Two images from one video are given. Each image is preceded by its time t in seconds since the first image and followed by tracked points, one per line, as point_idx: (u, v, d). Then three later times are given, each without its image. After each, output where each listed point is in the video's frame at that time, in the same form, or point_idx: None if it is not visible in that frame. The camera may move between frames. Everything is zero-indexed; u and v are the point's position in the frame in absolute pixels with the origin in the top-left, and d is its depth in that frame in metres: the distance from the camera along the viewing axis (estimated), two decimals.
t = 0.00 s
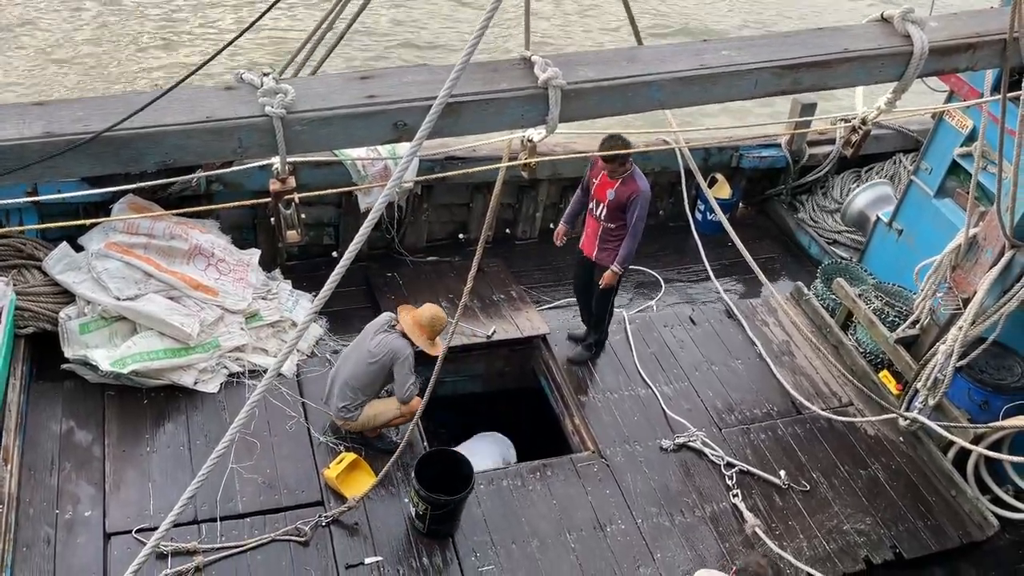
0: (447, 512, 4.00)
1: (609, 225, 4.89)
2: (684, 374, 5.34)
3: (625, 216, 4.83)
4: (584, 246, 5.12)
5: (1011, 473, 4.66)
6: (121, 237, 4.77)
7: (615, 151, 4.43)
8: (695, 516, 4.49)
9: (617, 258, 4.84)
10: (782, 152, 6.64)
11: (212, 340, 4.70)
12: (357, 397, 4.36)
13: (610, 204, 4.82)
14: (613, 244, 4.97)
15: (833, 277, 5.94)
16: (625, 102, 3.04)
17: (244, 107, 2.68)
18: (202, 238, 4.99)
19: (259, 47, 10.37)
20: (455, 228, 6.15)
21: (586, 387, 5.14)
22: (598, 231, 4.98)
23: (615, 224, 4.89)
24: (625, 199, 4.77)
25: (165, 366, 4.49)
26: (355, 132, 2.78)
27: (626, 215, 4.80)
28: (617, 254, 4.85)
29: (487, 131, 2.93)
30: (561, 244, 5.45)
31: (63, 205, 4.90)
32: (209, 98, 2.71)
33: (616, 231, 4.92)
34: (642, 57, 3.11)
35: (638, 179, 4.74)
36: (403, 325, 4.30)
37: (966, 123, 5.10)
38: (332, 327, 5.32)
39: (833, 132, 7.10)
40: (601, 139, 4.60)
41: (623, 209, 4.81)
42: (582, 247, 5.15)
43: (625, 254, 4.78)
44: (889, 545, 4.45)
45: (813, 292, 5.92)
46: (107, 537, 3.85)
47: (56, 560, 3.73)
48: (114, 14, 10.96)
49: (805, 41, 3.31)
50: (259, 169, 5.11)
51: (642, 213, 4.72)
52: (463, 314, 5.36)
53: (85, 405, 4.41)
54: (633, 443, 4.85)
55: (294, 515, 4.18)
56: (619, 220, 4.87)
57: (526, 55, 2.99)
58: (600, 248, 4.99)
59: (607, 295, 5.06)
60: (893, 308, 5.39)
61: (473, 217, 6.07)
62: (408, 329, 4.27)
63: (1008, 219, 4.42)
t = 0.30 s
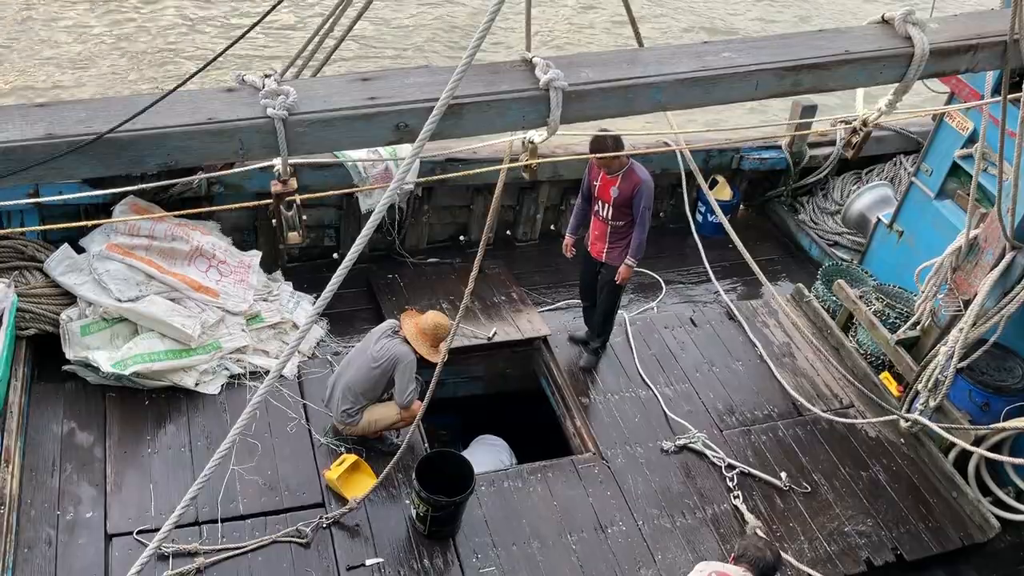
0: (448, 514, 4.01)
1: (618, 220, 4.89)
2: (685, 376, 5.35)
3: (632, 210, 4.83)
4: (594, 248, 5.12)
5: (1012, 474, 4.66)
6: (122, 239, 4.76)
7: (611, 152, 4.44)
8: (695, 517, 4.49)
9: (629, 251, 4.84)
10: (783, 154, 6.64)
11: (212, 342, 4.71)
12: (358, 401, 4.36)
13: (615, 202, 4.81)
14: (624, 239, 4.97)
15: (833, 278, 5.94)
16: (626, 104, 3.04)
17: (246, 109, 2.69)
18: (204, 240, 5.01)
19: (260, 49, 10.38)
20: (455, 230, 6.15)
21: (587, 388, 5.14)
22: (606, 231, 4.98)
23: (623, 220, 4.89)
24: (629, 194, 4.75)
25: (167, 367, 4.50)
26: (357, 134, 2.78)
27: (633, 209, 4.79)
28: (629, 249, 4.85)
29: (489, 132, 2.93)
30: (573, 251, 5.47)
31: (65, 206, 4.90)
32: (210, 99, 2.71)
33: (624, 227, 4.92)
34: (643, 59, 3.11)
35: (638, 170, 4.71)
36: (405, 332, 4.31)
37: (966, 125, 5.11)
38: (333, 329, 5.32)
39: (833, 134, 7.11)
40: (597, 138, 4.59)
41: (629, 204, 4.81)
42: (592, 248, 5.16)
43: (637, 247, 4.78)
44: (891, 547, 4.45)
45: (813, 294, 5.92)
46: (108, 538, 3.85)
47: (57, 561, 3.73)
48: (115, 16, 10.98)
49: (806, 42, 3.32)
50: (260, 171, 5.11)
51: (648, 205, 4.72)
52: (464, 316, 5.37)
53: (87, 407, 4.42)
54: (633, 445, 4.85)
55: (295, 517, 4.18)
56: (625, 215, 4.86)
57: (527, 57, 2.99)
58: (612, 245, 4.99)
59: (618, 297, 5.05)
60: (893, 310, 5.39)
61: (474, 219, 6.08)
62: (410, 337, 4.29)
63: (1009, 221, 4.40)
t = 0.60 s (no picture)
0: (447, 515, 4.01)
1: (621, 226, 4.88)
2: (685, 378, 5.35)
3: (635, 216, 4.83)
4: (596, 257, 5.11)
5: (1012, 477, 4.66)
6: (123, 240, 4.76)
7: (613, 156, 4.40)
8: (695, 519, 4.49)
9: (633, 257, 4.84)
10: (783, 157, 6.66)
11: (213, 343, 4.72)
12: (359, 403, 4.36)
13: (618, 208, 4.81)
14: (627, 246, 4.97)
15: (833, 281, 5.95)
16: (626, 106, 3.05)
17: (248, 110, 2.70)
18: (205, 241, 5.00)
19: (261, 51, 10.39)
20: (456, 233, 6.16)
21: (587, 390, 5.15)
22: (609, 238, 4.97)
23: (626, 226, 4.89)
24: (632, 199, 4.76)
25: (167, 369, 4.50)
26: (358, 136, 2.79)
27: (635, 215, 4.80)
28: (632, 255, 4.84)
29: (490, 134, 2.94)
30: (575, 261, 5.47)
31: (66, 207, 4.91)
32: (212, 100, 2.72)
33: (627, 233, 4.92)
34: (643, 62, 3.12)
35: (640, 175, 4.71)
36: (409, 337, 4.30)
37: (966, 128, 5.11)
38: (333, 331, 5.33)
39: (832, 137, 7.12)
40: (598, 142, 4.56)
41: (632, 210, 4.81)
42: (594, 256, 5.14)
43: (641, 252, 4.77)
44: (890, 549, 4.45)
45: (813, 297, 5.94)
46: (108, 539, 3.85)
47: (57, 562, 3.73)
48: (115, 17, 10.98)
49: (804, 45, 3.33)
50: (260, 172, 5.12)
51: (650, 210, 4.71)
52: (464, 318, 5.38)
53: (87, 409, 4.42)
54: (633, 446, 4.85)
55: (295, 518, 4.18)
56: (628, 221, 4.86)
57: (528, 59, 3.00)
58: (615, 253, 4.99)
59: (628, 305, 5.05)
60: (893, 313, 5.40)
61: (474, 221, 6.09)
62: (413, 342, 4.27)
63: (1009, 223, 4.42)
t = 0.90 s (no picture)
0: (447, 516, 4.01)
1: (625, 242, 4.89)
2: (684, 381, 5.36)
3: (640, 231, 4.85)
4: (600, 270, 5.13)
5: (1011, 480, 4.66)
6: (125, 242, 4.79)
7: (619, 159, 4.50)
8: (694, 521, 4.50)
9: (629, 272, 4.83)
10: (782, 161, 6.68)
11: (215, 344, 4.73)
12: (360, 404, 4.38)
13: (623, 222, 4.84)
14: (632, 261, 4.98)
15: (832, 285, 5.97)
16: (626, 107, 3.08)
17: (250, 110, 2.72)
18: (207, 243, 5.01)
19: (262, 53, 10.42)
20: (457, 236, 6.18)
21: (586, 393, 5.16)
22: (613, 251, 4.99)
23: (631, 240, 4.91)
24: (637, 214, 4.79)
25: (169, 370, 4.52)
26: (360, 136, 2.81)
27: (640, 230, 4.82)
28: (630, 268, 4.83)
29: (490, 135, 2.96)
30: (574, 269, 5.48)
31: (68, 210, 4.93)
32: (215, 101, 2.75)
33: (631, 248, 4.93)
34: (643, 63, 3.15)
35: (647, 192, 4.76)
36: (409, 337, 4.29)
37: (965, 132, 5.11)
38: (334, 333, 5.35)
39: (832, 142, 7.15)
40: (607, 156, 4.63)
41: (637, 225, 4.83)
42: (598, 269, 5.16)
43: (640, 266, 4.77)
44: (890, 552, 4.46)
45: (813, 300, 5.95)
46: (109, 539, 3.87)
47: (58, 562, 3.74)
48: (117, 19, 11.01)
49: (802, 48, 3.36)
50: (263, 174, 5.14)
51: (654, 226, 4.72)
52: (464, 321, 5.39)
53: (88, 410, 4.43)
54: (633, 449, 4.86)
55: (296, 519, 4.19)
56: (632, 236, 4.87)
57: (528, 60, 3.03)
58: (619, 267, 5.00)
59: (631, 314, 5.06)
60: (893, 316, 5.41)
61: (475, 225, 6.11)
62: (414, 342, 4.25)
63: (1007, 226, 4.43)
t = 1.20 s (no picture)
0: (447, 517, 4.04)
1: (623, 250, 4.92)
2: (684, 385, 5.39)
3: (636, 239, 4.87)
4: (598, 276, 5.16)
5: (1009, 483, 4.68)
6: (129, 244, 4.82)
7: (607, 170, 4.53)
8: (693, 524, 4.52)
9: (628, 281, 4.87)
10: (782, 166, 6.72)
11: (217, 346, 4.76)
12: (357, 403, 4.43)
13: (619, 230, 4.86)
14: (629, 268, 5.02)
15: (832, 289, 5.98)
16: (625, 110, 3.11)
17: (254, 112, 2.76)
18: (209, 246, 5.05)
19: (266, 56, 10.46)
20: (458, 240, 6.21)
21: (586, 396, 5.18)
22: (611, 258, 5.02)
23: (627, 248, 4.94)
24: (633, 223, 4.81)
25: (172, 371, 4.55)
26: (362, 137, 2.85)
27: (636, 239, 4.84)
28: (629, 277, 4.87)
29: (491, 137, 3.00)
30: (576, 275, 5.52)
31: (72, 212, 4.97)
32: (219, 102, 2.78)
33: (629, 255, 4.96)
34: (643, 67, 3.18)
35: (642, 200, 4.77)
36: (404, 334, 4.35)
37: (963, 137, 5.17)
38: (336, 335, 5.38)
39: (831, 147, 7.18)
40: (600, 170, 4.64)
41: (633, 233, 4.85)
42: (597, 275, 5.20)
43: (637, 275, 4.81)
44: (888, 555, 4.47)
45: (813, 305, 5.97)
46: (111, 538, 3.89)
47: (60, 560, 3.76)
48: (122, 22, 11.05)
49: (800, 52, 3.39)
50: (266, 177, 5.21)
51: (650, 234, 4.75)
52: (465, 324, 5.42)
53: (91, 410, 4.46)
54: (633, 451, 4.89)
55: (296, 519, 4.21)
56: (629, 244, 4.90)
57: (529, 63, 3.06)
58: (617, 274, 5.04)
59: (628, 318, 5.05)
60: (891, 320, 5.43)
61: (476, 229, 6.14)
62: (408, 340, 4.30)
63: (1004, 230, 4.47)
